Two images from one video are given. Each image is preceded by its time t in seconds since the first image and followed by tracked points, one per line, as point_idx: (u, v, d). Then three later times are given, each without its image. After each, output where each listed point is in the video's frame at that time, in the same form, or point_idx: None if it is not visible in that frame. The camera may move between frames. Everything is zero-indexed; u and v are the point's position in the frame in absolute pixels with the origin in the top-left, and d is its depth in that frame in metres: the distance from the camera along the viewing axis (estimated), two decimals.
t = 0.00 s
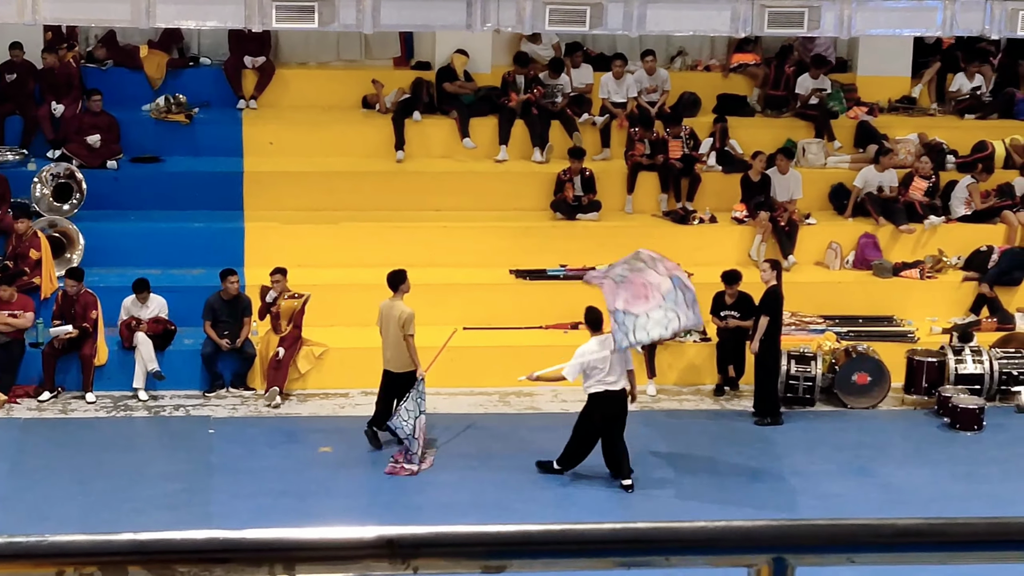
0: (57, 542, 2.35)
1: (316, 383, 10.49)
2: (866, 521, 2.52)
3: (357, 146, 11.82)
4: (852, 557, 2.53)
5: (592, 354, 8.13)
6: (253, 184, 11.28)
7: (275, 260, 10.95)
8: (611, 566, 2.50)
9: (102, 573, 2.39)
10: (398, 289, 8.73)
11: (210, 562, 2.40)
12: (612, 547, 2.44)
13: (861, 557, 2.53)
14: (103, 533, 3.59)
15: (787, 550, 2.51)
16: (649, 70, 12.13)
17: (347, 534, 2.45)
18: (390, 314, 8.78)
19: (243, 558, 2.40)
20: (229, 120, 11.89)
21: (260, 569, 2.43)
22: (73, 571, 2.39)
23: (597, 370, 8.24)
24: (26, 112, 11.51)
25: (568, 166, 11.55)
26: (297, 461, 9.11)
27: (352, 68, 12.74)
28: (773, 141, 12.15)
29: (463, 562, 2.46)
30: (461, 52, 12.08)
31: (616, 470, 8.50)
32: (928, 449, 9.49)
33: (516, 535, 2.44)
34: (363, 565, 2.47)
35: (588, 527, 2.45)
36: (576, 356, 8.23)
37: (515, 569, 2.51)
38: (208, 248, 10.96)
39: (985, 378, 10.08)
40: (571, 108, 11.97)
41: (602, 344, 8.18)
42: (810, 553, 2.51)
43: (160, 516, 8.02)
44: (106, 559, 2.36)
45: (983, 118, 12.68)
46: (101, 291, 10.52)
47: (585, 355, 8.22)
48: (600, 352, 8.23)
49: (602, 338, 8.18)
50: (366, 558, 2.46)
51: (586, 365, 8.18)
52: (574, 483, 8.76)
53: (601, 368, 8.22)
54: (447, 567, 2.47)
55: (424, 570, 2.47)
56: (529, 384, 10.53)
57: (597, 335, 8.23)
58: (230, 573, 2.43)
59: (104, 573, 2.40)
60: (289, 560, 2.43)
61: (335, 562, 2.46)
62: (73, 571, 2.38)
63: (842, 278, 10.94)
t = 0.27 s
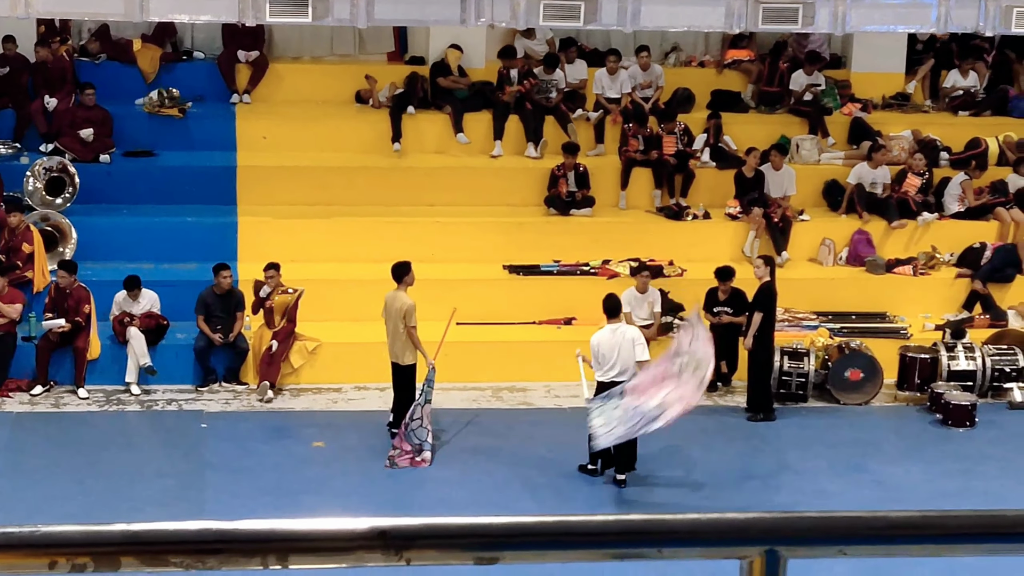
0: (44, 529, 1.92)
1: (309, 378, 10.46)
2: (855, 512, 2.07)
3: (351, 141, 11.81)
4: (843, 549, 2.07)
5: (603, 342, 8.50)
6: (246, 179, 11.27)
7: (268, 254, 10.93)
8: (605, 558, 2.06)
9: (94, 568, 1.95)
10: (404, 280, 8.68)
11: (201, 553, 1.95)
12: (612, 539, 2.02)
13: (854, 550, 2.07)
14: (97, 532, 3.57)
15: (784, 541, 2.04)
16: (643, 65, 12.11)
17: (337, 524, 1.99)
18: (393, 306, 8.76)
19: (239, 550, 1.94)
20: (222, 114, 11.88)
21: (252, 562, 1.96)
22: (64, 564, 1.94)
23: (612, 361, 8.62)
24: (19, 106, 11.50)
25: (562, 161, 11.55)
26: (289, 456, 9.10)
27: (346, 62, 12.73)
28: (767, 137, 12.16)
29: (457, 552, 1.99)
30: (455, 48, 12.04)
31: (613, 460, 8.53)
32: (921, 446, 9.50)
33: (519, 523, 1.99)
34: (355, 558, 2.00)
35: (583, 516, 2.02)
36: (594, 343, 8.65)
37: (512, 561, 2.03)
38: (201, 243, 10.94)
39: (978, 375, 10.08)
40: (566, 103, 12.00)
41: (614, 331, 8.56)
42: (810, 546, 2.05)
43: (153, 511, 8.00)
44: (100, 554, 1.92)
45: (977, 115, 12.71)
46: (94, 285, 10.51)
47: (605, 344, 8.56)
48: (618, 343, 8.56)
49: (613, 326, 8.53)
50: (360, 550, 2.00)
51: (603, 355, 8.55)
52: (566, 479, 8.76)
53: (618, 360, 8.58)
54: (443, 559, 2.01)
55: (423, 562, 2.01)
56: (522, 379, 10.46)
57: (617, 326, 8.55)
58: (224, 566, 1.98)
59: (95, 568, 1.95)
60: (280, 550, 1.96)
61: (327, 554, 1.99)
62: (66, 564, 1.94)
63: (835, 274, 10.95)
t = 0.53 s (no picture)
0: (40, 524, 1.88)
1: (302, 372, 10.47)
2: (850, 505, 2.04)
3: (345, 135, 11.83)
4: (838, 544, 2.01)
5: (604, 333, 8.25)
6: (240, 173, 11.27)
7: (262, 249, 10.94)
8: (597, 553, 2.00)
9: (88, 561, 1.90)
10: (404, 273, 8.76)
11: (195, 546, 1.90)
12: (614, 533, 1.97)
13: (848, 545, 2.02)
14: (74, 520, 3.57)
15: (776, 535, 1.99)
16: (636, 60, 12.10)
17: (332, 518, 1.96)
18: (393, 298, 8.81)
19: (232, 543, 1.90)
20: (216, 109, 11.89)
21: (247, 555, 1.92)
22: (58, 557, 1.90)
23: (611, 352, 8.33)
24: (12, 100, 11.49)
25: (556, 156, 11.57)
26: (283, 450, 9.10)
27: (339, 57, 12.73)
28: (761, 131, 12.18)
29: (451, 547, 1.94)
30: (449, 43, 11.98)
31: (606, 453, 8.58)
32: (914, 440, 9.50)
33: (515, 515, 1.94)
34: (348, 552, 1.95)
35: (575, 511, 1.97)
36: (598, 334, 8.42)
37: (505, 556, 1.97)
38: (196, 238, 10.95)
39: (971, 369, 10.07)
40: (559, 97, 12.01)
41: (619, 323, 8.31)
42: (802, 541, 2.00)
43: (148, 505, 8.00)
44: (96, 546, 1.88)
45: (970, 109, 12.74)
46: (88, 279, 10.51)
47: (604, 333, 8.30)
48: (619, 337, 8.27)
49: (618, 319, 8.27)
50: (353, 545, 1.95)
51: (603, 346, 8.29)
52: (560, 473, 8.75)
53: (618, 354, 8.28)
54: (437, 555, 1.95)
55: (421, 556, 1.96)
56: (516, 374, 10.47)
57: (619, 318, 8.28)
58: (219, 561, 1.93)
59: (89, 561, 1.91)
60: (272, 544, 1.92)
61: (321, 547, 1.95)
62: (60, 557, 1.89)
63: (829, 269, 10.95)
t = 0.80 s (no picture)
0: (34, 518, 1.91)
1: (298, 367, 10.46)
2: (843, 500, 2.07)
3: (342, 131, 11.83)
4: (833, 537, 2.08)
5: (609, 328, 8.36)
6: (236, 168, 11.26)
7: (258, 245, 10.93)
8: (592, 547, 2.06)
9: (84, 557, 1.94)
10: (409, 264, 8.96)
11: (189, 542, 1.95)
12: (605, 527, 2.02)
13: (844, 538, 2.09)
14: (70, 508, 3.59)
15: (771, 530, 2.06)
16: (633, 55, 12.09)
17: (328, 512, 2.00)
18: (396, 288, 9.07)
19: (226, 538, 1.96)
20: (211, 104, 11.88)
21: (244, 549, 1.96)
22: (54, 552, 1.94)
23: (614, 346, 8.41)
24: (7, 95, 11.47)
25: (552, 152, 11.57)
26: (278, 445, 9.09)
27: (335, 52, 12.72)
28: (756, 127, 12.19)
29: (447, 541, 1.99)
30: (444, 38, 12.11)
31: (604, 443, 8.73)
32: (909, 435, 9.50)
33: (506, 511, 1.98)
34: (344, 546, 2.01)
35: (571, 504, 2.02)
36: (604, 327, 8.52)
37: (501, 549, 2.02)
38: (191, 233, 10.94)
39: (967, 364, 10.07)
40: (555, 93, 12.00)
41: (626, 319, 8.40)
42: (793, 533, 2.06)
43: (144, 500, 7.99)
44: (90, 540, 1.92)
45: (966, 105, 12.75)
46: (83, 275, 10.49)
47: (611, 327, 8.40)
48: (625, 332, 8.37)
49: (624, 315, 8.38)
50: (351, 539, 2.01)
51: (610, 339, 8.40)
52: (556, 468, 8.74)
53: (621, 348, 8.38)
54: (433, 548, 2.01)
55: (413, 551, 2.02)
56: (511, 369, 10.46)
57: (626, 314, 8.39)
58: (215, 556, 1.98)
59: (85, 555, 1.95)
60: (270, 538, 1.96)
61: (316, 541, 1.99)
62: (56, 552, 1.93)
63: (824, 264, 10.96)
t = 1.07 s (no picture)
0: (20, 523, 1.80)
1: (286, 370, 10.44)
2: (835, 500, 1.97)
3: (330, 133, 11.83)
4: (823, 540, 1.98)
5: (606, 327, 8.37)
6: (223, 171, 11.25)
7: (246, 248, 10.93)
8: (582, 553, 1.94)
9: (71, 562, 1.83)
10: (409, 264, 9.01)
11: (177, 547, 1.83)
12: (594, 532, 1.91)
13: (834, 540, 1.98)
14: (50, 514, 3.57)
15: (762, 533, 1.94)
16: (620, 56, 12.13)
17: (314, 516, 1.89)
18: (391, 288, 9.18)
19: (212, 542, 1.83)
20: (199, 107, 11.88)
21: (230, 555, 1.85)
22: (40, 557, 1.82)
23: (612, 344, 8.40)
24: None
25: (540, 153, 11.58)
26: (267, 448, 9.07)
27: (323, 54, 12.72)
28: (744, 128, 12.21)
29: (435, 545, 1.87)
30: (433, 39, 12.01)
31: (614, 444, 8.78)
32: (898, 435, 9.51)
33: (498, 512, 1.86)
34: (331, 552, 1.89)
35: (563, 507, 1.91)
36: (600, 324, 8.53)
37: (490, 553, 1.89)
38: (179, 236, 10.93)
39: (955, 364, 10.09)
40: (543, 95, 11.99)
41: (622, 318, 8.41)
42: (786, 535, 1.96)
43: (132, 504, 7.96)
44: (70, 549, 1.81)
45: (953, 105, 12.77)
46: (71, 278, 10.47)
47: (608, 325, 8.39)
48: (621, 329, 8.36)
49: (620, 313, 8.39)
50: (338, 544, 1.89)
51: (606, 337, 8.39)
52: (546, 469, 8.73)
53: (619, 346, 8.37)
54: (422, 553, 1.88)
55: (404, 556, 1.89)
56: (500, 370, 10.47)
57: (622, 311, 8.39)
58: (201, 562, 1.86)
59: (72, 560, 1.83)
60: (258, 543, 1.85)
61: (303, 548, 1.88)
62: (42, 558, 1.82)
63: (813, 264, 10.98)
